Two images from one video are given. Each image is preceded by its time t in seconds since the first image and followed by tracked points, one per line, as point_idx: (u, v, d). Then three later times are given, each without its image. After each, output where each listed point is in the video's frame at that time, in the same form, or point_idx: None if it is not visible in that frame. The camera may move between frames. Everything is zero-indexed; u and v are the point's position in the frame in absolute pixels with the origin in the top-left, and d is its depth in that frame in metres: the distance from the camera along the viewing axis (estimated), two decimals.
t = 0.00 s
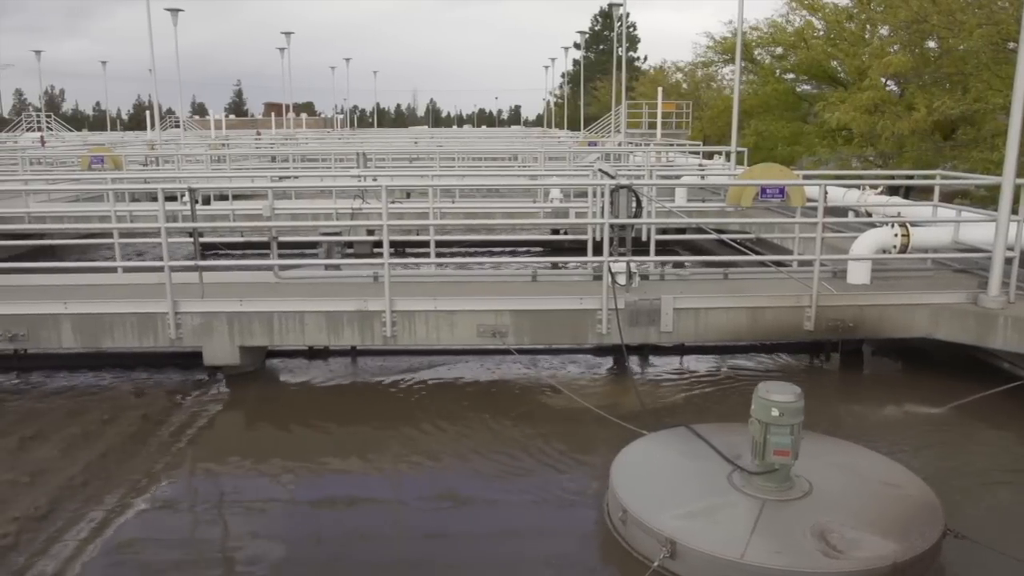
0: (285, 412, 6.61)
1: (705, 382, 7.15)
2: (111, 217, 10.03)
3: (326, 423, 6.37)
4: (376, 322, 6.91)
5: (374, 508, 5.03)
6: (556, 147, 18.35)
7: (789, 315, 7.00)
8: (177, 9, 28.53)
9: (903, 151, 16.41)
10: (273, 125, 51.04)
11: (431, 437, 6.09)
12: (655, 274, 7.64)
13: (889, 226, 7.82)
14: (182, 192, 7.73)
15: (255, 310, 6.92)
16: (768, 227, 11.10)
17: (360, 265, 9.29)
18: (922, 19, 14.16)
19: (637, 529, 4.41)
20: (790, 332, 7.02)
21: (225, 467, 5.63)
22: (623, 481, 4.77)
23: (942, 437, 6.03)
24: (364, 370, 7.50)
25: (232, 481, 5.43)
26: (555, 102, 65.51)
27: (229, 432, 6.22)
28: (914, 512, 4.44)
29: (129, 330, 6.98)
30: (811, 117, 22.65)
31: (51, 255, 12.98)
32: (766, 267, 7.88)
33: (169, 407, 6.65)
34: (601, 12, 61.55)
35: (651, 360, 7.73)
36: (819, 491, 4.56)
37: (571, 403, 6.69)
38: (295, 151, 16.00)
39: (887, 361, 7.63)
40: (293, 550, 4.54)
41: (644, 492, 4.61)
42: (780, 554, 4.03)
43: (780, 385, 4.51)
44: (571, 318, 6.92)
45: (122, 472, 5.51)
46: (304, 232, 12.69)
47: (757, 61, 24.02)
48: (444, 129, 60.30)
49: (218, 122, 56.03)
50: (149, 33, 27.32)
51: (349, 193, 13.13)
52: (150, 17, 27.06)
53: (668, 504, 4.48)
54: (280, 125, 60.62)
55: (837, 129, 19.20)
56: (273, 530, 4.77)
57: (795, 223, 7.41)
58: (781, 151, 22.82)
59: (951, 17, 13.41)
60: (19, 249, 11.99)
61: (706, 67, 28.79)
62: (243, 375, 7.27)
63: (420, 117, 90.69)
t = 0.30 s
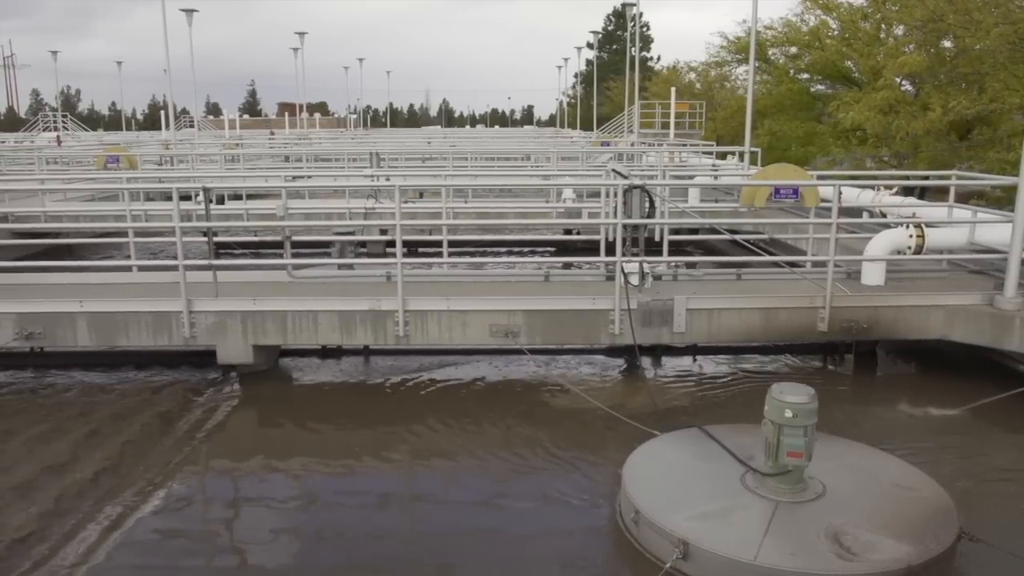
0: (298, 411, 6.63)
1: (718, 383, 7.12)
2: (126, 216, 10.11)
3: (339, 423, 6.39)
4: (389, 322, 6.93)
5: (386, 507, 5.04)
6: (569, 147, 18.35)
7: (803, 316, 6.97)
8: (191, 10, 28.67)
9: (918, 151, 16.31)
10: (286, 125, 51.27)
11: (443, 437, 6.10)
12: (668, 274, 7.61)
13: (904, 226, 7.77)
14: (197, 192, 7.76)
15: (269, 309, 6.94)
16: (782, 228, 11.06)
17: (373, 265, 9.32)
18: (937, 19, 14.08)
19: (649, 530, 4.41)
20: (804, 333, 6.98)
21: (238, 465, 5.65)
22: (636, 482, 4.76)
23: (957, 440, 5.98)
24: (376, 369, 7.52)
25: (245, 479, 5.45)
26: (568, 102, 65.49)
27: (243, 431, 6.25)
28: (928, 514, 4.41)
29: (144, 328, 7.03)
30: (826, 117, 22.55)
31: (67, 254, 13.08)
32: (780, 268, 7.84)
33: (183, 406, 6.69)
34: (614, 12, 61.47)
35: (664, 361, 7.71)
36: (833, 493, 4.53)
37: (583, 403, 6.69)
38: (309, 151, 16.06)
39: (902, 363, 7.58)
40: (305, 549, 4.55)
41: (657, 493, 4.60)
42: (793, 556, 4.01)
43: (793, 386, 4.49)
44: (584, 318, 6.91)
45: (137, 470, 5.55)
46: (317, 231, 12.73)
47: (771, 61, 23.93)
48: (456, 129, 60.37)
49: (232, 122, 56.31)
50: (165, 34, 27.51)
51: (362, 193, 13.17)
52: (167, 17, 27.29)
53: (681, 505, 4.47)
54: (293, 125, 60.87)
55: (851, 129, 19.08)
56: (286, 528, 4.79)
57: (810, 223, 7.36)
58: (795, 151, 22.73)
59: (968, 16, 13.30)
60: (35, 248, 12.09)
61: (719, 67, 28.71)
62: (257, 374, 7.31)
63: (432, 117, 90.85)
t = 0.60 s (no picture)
0: (310, 410, 6.65)
1: (730, 384, 7.10)
2: (141, 216, 10.16)
3: (351, 422, 6.40)
4: (401, 322, 6.94)
5: (398, 506, 5.05)
6: (581, 147, 18.33)
7: (816, 317, 6.93)
8: (206, 10, 28.75)
9: (933, 151, 16.21)
10: (299, 125, 51.46)
11: (455, 437, 6.10)
12: (681, 275, 7.59)
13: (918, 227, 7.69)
14: (210, 191, 7.78)
15: (282, 308, 6.97)
16: (795, 229, 11.00)
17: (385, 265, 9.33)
18: (952, 18, 13.98)
19: (661, 531, 4.40)
20: (817, 335, 6.95)
21: (251, 464, 5.68)
22: (648, 483, 4.75)
23: (972, 442, 5.94)
24: (388, 369, 7.53)
25: (258, 477, 5.48)
26: (580, 102, 65.45)
27: (255, 429, 6.27)
28: (943, 518, 4.37)
29: (158, 327, 7.07)
30: (839, 117, 22.44)
31: (82, 254, 13.17)
32: (793, 269, 7.81)
33: (196, 404, 6.72)
34: (626, 12, 61.35)
35: (676, 361, 7.69)
36: (846, 495, 4.51)
37: (594, 404, 6.67)
38: (322, 150, 16.11)
39: (916, 364, 7.53)
40: (317, 548, 4.57)
41: (668, 494, 4.58)
42: (806, 559, 4.00)
43: (807, 387, 4.47)
44: (596, 318, 6.90)
45: (150, 468, 5.58)
46: (329, 231, 12.77)
47: (784, 61, 23.84)
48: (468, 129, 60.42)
49: (246, 122, 56.56)
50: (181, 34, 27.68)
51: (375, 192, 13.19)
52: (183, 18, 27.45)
53: (693, 506, 4.45)
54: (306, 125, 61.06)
55: (865, 129, 18.97)
56: (297, 527, 4.80)
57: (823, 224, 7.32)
58: (808, 151, 22.63)
59: (984, 16, 13.21)
60: (51, 247, 12.18)
61: (733, 67, 28.61)
62: (269, 373, 7.34)
63: (444, 117, 90.96)
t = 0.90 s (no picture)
0: (322, 409, 6.68)
1: (743, 385, 7.07)
2: (155, 215, 10.23)
3: (363, 421, 6.42)
4: (414, 322, 6.96)
5: (409, 506, 5.07)
6: (593, 148, 18.32)
7: (829, 318, 6.90)
8: (219, 10, 28.86)
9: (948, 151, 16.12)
10: (312, 125, 51.63)
11: (466, 437, 6.10)
12: (693, 275, 7.56)
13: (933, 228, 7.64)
14: (224, 191, 7.79)
15: (295, 307, 6.99)
16: (808, 229, 10.95)
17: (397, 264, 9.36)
18: (968, 18, 13.89)
19: (673, 532, 4.39)
20: (830, 336, 6.92)
21: (263, 463, 5.70)
22: (660, 483, 4.74)
23: (987, 445, 5.90)
24: (400, 369, 7.55)
25: (270, 476, 5.50)
26: (592, 102, 65.40)
27: (268, 428, 6.30)
28: (957, 521, 4.34)
29: (172, 326, 7.11)
30: (853, 117, 22.34)
31: (96, 252, 13.27)
32: (806, 270, 7.77)
33: (209, 403, 6.76)
34: (639, 12, 61.24)
35: (688, 362, 7.67)
36: (859, 497, 4.48)
37: (606, 404, 6.67)
38: (334, 150, 16.16)
39: (930, 366, 7.49)
40: (329, 547, 4.58)
41: (680, 496, 4.57)
42: (819, 561, 3.99)
43: (820, 389, 4.46)
44: (608, 318, 6.90)
45: (164, 465, 5.63)
46: (341, 231, 12.82)
47: (798, 61, 23.75)
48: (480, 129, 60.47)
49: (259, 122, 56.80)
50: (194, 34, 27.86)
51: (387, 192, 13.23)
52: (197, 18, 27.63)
53: (705, 508, 4.44)
54: (319, 125, 61.25)
55: (879, 129, 18.89)
56: (310, 525, 4.82)
57: (838, 225, 7.27)
58: (822, 151, 22.54)
59: (1000, 16, 13.13)
60: (66, 246, 12.27)
61: (746, 66, 28.51)
62: (282, 372, 7.37)
63: (456, 117, 91.08)
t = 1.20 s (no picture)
0: (334, 408, 6.70)
1: (755, 387, 7.04)
2: (169, 214, 10.29)
3: (374, 421, 6.43)
4: (426, 321, 6.97)
5: (420, 505, 5.07)
6: (605, 148, 18.31)
7: (842, 319, 6.86)
8: (233, 12, 29.01)
9: (963, 152, 16.03)
10: (324, 125, 51.80)
11: (478, 436, 6.11)
12: (705, 275, 7.54)
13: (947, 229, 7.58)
14: (237, 190, 7.77)
15: (307, 307, 7.02)
16: (822, 230, 10.90)
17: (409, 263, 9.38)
18: (983, 17, 13.81)
19: (685, 533, 4.38)
20: (843, 337, 6.88)
21: (275, 461, 5.72)
22: (672, 484, 4.73)
23: (1002, 447, 5.85)
24: (412, 368, 7.56)
25: (282, 475, 5.52)
26: (604, 103, 65.33)
27: (280, 427, 6.32)
28: (972, 524, 4.31)
29: (186, 325, 7.15)
30: (867, 117, 22.23)
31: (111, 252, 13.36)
32: (819, 271, 7.74)
33: (221, 401, 6.79)
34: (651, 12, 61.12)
35: (700, 363, 7.65)
36: (872, 500, 4.46)
37: (618, 405, 6.66)
38: (346, 150, 16.21)
39: (944, 368, 7.43)
40: (341, 545, 4.59)
41: (692, 497, 4.56)
42: (832, 563, 3.97)
43: (833, 390, 4.44)
44: (620, 319, 6.89)
45: (177, 463, 5.65)
46: (354, 230, 12.85)
47: (811, 61, 23.65)
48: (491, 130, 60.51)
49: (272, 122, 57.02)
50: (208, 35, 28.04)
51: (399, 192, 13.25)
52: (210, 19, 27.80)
53: (717, 509, 4.42)
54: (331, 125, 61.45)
55: (893, 129, 18.79)
56: (322, 524, 4.83)
57: (852, 225, 7.22)
58: (835, 152, 22.45)
59: (1016, 15, 13.05)
60: (81, 245, 12.36)
61: (759, 67, 28.42)
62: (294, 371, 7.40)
63: (468, 118, 91.18)
